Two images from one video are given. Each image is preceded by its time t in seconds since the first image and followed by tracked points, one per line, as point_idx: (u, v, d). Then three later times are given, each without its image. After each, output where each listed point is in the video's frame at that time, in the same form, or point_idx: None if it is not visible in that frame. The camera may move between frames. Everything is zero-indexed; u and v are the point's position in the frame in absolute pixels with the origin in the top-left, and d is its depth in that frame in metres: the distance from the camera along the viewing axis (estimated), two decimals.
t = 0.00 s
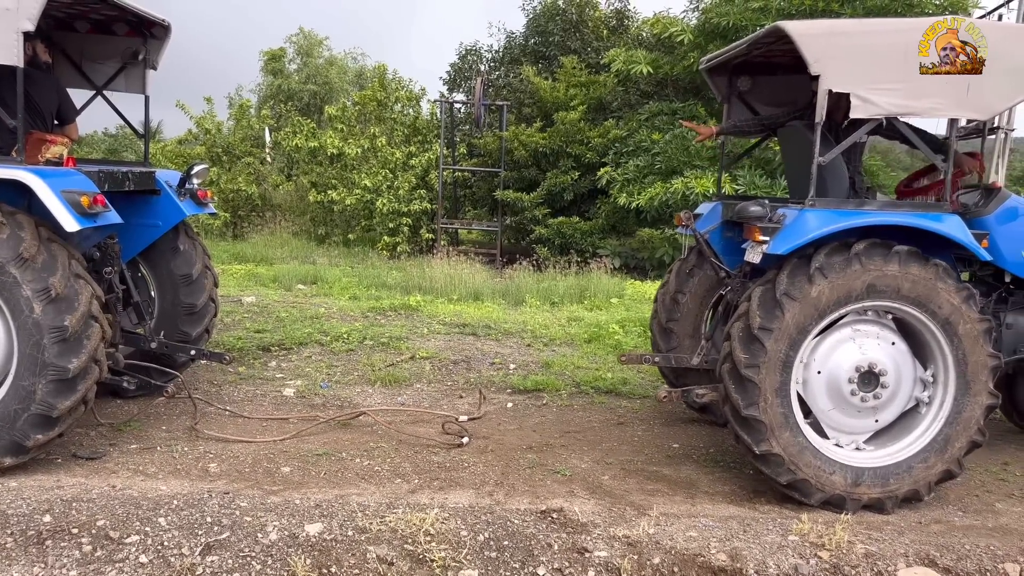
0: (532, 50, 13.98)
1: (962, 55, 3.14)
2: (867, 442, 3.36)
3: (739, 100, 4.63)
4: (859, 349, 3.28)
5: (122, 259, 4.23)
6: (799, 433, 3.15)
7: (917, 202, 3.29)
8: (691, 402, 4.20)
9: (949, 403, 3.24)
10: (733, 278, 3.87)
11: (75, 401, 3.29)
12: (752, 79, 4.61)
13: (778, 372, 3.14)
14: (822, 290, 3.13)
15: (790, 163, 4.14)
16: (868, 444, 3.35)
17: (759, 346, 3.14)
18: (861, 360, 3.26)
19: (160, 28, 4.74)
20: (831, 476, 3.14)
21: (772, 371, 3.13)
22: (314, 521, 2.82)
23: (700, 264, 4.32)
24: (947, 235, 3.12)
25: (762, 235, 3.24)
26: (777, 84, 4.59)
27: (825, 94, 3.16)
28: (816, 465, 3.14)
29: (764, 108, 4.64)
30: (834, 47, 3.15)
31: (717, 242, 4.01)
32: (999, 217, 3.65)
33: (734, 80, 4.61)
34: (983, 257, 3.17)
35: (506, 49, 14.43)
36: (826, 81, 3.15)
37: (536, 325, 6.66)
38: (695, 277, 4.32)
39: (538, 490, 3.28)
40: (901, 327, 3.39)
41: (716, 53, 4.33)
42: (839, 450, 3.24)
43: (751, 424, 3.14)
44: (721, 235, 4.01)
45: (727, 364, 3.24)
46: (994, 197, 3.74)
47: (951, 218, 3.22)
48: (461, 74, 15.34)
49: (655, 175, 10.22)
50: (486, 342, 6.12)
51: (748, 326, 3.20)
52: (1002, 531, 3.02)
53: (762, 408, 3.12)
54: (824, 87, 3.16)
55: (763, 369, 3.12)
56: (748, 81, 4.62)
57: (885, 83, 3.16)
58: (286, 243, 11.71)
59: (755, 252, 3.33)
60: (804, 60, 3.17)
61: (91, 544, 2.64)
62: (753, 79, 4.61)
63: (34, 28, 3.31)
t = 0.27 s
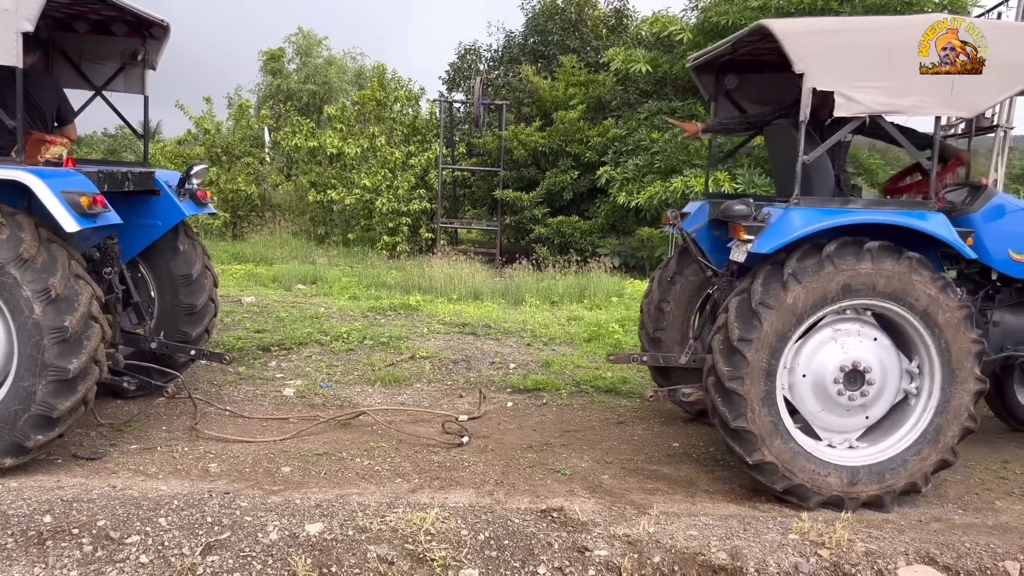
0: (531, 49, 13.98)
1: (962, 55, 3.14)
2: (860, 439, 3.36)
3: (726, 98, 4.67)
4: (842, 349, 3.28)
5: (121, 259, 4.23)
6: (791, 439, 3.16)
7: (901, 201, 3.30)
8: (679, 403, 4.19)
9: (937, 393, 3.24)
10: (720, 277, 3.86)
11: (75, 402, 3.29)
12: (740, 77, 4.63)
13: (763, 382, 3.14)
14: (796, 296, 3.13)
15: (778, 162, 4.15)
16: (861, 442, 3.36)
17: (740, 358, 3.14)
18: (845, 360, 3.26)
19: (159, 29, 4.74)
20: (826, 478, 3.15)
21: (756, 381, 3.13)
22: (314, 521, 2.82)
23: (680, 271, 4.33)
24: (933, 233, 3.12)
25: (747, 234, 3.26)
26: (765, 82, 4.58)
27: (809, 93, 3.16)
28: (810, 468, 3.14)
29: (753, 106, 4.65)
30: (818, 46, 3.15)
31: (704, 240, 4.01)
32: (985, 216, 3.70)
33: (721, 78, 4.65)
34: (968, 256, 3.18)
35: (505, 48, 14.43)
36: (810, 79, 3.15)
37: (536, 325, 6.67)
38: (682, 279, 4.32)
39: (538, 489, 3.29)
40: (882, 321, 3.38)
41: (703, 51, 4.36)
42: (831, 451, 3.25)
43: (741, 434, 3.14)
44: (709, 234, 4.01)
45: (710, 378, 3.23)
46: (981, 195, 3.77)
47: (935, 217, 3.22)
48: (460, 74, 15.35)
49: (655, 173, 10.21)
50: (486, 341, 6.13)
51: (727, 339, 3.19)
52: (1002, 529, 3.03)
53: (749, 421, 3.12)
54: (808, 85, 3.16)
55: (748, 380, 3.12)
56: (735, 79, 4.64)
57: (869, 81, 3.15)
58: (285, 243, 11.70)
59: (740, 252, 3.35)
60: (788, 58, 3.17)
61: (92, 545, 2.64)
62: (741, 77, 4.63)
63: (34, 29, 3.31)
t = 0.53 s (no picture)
0: (531, 47, 13.97)
1: (962, 55, 3.15)
2: (855, 434, 3.36)
3: (718, 95, 4.66)
4: (830, 348, 3.27)
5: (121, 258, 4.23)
6: (785, 441, 3.16)
7: (892, 199, 3.29)
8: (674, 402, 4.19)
9: (929, 384, 3.23)
10: (713, 275, 3.85)
11: (75, 401, 3.29)
12: (731, 74, 4.61)
13: (753, 388, 3.13)
14: (780, 299, 3.13)
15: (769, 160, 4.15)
16: (856, 437, 3.35)
17: (728, 364, 3.14)
18: (834, 358, 3.25)
19: (159, 28, 4.74)
20: (823, 477, 3.15)
21: (746, 386, 3.13)
22: (315, 519, 2.82)
23: (668, 276, 4.35)
24: (924, 231, 3.11)
25: (736, 231, 3.26)
26: (757, 79, 4.58)
27: (799, 90, 3.15)
28: (807, 468, 3.14)
29: (744, 103, 4.64)
30: (809, 43, 3.14)
31: (696, 237, 4.01)
32: (977, 213, 3.60)
33: (713, 76, 4.64)
34: (960, 253, 3.17)
35: (505, 46, 14.43)
36: (801, 76, 3.14)
37: (536, 323, 6.66)
38: (674, 278, 4.31)
39: (539, 487, 3.29)
40: (868, 316, 3.37)
41: (695, 47, 4.35)
42: (826, 450, 3.24)
43: (735, 442, 3.14)
44: (701, 231, 4.01)
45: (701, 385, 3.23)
46: (972, 191, 3.66)
47: (926, 214, 3.22)
48: (460, 72, 15.34)
49: (655, 171, 10.20)
50: (487, 340, 6.12)
51: (714, 346, 3.19)
52: (1003, 527, 3.03)
53: (742, 424, 3.11)
54: (799, 82, 3.15)
55: (737, 388, 3.12)
56: (727, 76, 4.62)
57: (859, 78, 3.15)
58: (286, 241, 11.70)
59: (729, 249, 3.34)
60: (779, 55, 3.16)
61: (92, 544, 2.64)
62: (733, 74, 4.61)
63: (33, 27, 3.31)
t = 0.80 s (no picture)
0: (531, 45, 13.96)
1: (962, 55, 3.15)
2: (850, 429, 3.36)
3: (710, 92, 4.65)
4: (817, 346, 3.26)
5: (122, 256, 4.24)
6: (780, 444, 3.16)
7: (881, 195, 3.29)
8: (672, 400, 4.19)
9: (919, 374, 3.23)
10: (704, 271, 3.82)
11: (76, 399, 3.29)
12: (723, 71, 4.60)
13: (743, 393, 3.12)
14: (761, 305, 3.12)
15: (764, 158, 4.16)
16: (852, 432, 3.35)
17: (715, 374, 3.12)
18: (822, 356, 3.25)
19: (158, 26, 4.79)
20: (821, 476, 3.15)
21: (735, 395, 3.11)
22: (316, 517, 2.82)
23: (661, 277, 4.35)
24: (913, 228, 3.12)
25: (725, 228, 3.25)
26: (748, 76, 4.56)
27: (788, 86, 3.16)
28: (804, 469, 3.14)
29: (737, 100, 4.62)
30: (798, 40, 3.14)
31: (688, 235, 4.00)
32: (968, 210, 3.65)
33: (704, 72, 4.63)
34: (948, 250, 3.17)
35: (505, 44, 14.43)
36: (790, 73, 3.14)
37: (537, 321, 6.66)
38: (666, 278, 4.31)
39: (540, 484, 3.29)
40: (852, 310, 3.37)
41: (686, 43, 4.34)
42: (821, 448, 3.24)
43: (731, 450, 3.13)
44: (692, 228, 4.00)
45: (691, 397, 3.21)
46: (963, 188, 3.70)
47: (915, 211, 3.22)
48: (460, 70, 15.33)
49: (655, 169, 10.19)
50: (487, 338, 6.12)
51: (701, 356, 3.16)
52: (1004, 523, 3.03)
53: (735, 434, 3.10)
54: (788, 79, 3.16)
55: (727, 396, 3.10)
56: (719, 73, 4.61)
57: (848, 75, 3.15)
58: (286, 240, 11.70)
59: (718, 247, 3.34)
60: (768, 52, 3.16)
61: (94, 541, 2.64)
62: (724, 71, 4.60)
63: (33, 25, 3.31)
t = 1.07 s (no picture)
0: (531, 43, 13.95)
1: (962, 55, 3.15)
2: (844, 424, 3.35)
3: (701, 88, 4.64)
4: (803, 345, 3.25)
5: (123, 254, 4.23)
6: (774, 446, 3.15)
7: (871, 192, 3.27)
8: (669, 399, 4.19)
9: (907, 364, 3.21)
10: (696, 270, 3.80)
11: (76, 396, 3.28)
12: (714, 67, 4.61)
13: (732, 401, 3.11)
14: (742, 311, 3.11)
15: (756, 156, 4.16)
16: (846, 426, 3.35)
17: (703, 385, 3.11)
18: (809, 355, 3.24)
19: (158, 23, 4.75)
20: (818, 474, 3.15)
21: (725, 402, 3.10)
22: (317, 514, 2.82)
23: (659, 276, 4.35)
24: (903, 226, 3.09)
25: (714, 225, 3.25)
26: (740, 72, 4.56)
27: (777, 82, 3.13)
28: (801, 469, 3.14)
29: (728, 96, 4.63)
30: (787, 36, 3.13)
31: (678, 232, 3.97)
32: (958, 206, 3.58)
33: (696, 68, 4.61)
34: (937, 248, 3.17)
35: (506, 41, 14.42)
36: (779, 69, 3.12)
37: (538, 318, 6.66)
38: (661, 277, 4.31)
39: (540, 481, 3.29)
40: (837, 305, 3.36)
41: (676, 40, 4.30)
42: (816, 446, 3.24)
43: (727, 457, 3.13)
44: (682, 224, 3.96)
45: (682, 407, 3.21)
46: (953, 185, 3.64)
47: (903, 208, 3.20)
48: (460, 68, 15.31)
49: (656, 167, 10.18)
50: (488, 335, 6.12)
51: (688, 366, 3.16)
52: (1004, 520, 3.03)
53: (728, 440, 3.10)
54: (778, 75, 3.13)
55: (717, 403, 3.10)
56: (710, 69, 4.61)
57: (837, 72, 3.14)
58: (286, 237, 11.69)
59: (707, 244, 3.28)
60: (757, 48, 3.14)
61: (95, 539, 2.64)
62: (715, 67, 4.61)
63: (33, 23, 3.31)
